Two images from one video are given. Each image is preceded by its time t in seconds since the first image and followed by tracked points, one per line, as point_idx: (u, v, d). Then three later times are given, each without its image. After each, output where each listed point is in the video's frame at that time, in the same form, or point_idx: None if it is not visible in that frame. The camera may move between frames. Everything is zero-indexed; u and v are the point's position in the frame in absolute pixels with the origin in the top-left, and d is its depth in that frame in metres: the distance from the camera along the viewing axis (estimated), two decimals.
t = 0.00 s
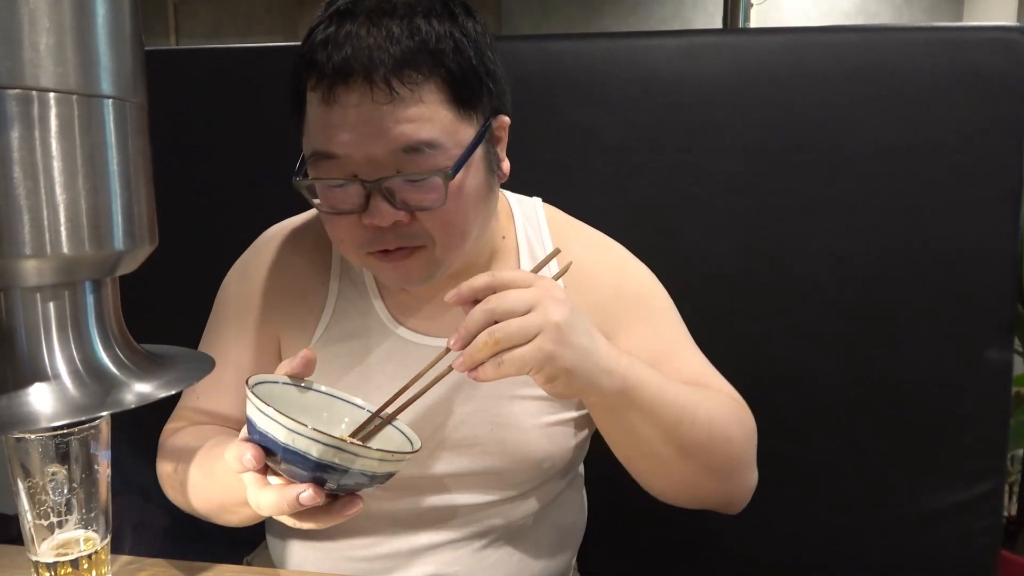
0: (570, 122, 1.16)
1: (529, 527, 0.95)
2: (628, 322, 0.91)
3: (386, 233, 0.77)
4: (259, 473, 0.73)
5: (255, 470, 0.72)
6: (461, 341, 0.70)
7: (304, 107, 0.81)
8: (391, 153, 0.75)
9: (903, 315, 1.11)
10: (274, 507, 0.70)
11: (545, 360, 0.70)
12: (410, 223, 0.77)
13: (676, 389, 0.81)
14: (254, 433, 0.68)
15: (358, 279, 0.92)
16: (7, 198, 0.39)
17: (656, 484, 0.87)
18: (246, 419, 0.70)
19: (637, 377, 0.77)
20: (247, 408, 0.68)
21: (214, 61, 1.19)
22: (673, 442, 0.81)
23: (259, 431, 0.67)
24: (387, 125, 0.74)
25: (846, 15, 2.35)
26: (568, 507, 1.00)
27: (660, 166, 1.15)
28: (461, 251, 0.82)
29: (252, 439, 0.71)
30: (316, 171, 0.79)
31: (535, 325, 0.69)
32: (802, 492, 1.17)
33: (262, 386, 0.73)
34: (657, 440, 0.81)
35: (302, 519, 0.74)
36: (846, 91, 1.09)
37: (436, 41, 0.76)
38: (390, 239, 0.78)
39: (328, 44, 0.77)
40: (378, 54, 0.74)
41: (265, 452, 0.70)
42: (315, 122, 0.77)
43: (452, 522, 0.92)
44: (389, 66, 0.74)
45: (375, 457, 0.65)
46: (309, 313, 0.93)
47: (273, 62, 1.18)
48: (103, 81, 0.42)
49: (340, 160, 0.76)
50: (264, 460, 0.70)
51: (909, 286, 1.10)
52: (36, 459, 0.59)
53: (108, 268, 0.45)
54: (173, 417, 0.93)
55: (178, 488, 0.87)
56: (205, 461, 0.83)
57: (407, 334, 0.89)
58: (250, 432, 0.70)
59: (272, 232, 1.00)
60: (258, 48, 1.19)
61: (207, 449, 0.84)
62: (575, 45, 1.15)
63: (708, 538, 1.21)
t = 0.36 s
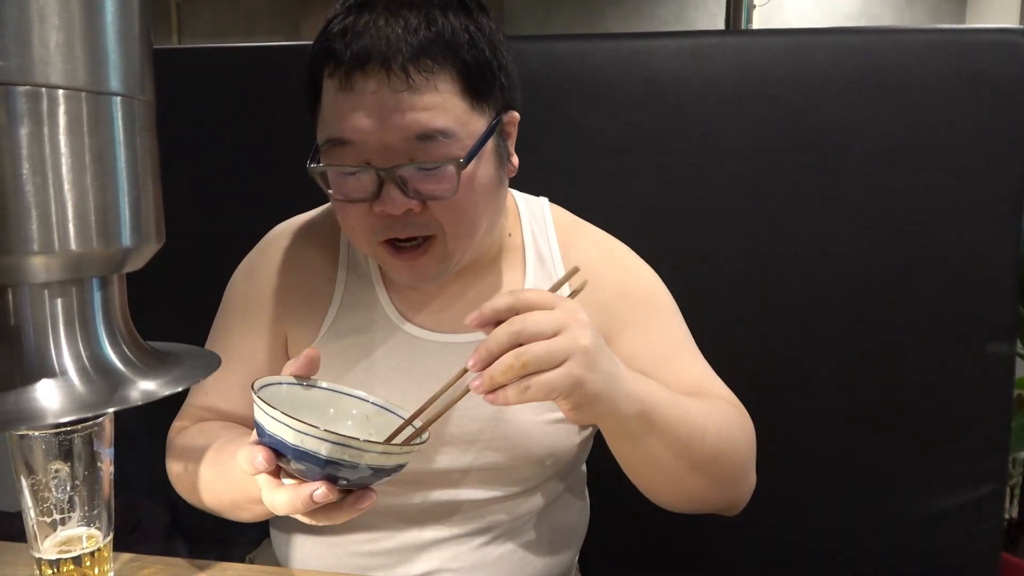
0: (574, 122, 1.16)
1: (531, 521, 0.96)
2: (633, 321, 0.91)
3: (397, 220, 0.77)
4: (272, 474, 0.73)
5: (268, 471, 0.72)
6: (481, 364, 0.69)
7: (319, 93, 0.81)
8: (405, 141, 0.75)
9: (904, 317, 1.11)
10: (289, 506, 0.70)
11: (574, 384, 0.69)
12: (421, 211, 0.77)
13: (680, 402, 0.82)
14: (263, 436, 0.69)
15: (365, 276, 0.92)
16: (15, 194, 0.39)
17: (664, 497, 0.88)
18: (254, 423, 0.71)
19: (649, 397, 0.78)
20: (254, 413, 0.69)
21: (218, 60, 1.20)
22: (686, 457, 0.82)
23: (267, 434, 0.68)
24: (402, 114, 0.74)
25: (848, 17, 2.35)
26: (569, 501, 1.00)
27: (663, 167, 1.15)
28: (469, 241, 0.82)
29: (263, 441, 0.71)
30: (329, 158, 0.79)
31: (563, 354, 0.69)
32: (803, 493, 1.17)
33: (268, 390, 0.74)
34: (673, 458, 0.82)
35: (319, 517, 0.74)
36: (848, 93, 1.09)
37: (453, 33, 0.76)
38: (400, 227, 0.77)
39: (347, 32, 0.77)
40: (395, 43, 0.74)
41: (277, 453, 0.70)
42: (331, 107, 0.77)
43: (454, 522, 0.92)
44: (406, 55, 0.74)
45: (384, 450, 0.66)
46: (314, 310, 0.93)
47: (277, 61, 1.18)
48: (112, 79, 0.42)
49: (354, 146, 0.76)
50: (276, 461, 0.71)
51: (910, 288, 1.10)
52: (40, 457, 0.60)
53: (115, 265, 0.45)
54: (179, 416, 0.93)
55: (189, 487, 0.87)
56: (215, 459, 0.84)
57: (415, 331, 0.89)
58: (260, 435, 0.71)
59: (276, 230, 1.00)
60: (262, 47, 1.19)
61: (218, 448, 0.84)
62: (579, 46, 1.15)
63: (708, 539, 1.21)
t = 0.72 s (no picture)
0: (577, 123, 1.16)
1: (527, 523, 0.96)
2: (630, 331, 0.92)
3: (422, 164, 0.78)
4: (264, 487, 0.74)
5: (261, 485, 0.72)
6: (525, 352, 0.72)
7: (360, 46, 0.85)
8: (445, 84, 0.79)
9: (905, 320, 1.11)
10: (283, 519, 0.70)
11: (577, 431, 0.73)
12: (447, 158, 0.78)
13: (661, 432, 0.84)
14: (258, 451, 0.69)
15: (365, 276, 0.92)
16: (22, 190, 0.39)
17: (613, 507, 0.89)
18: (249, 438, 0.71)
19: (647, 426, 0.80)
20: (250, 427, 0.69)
21: (222, 59, 1.20)
22: (642, 482, 0.83)
23: (263, 449, 0.68)
24: (448, 56, 0.78)
25: (851, 19, 2.35)
26: (564, 506, 1.00)
27: (665, 168, 1.15)
28: (484, 209, 0.83)
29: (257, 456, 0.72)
30: (362, 100, 0.81)
31: (583, 417, 0.71)
32: (802, 494, 1.17)
33: (262, 404, 0.74)
34: (630, 478, 0.83)
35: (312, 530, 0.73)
36: (851, 95, 1.09)
37: (498, 8, 0.84)
38: (424, 172, 0.78)
39: None
40: None
41: (272, 469, 0.70)
42: (374, 49, 0.80)
43: (454, 519, 0.93)
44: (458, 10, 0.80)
45: (379, 467, 0.66)
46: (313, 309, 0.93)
47: (280, 61, 1.18)
48: (119, 76, 0.42)
49: (394, 86, 0.79)
50: (271, 476, 0.71)
51: (911, 290, 1.10)
52: (42, 453, 0.60)
53: (121, 261, 0.45)
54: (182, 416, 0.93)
55: (194, 487, 0.87)
56: (218, 460, 0.83)
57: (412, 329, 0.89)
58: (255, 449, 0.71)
59: (276, 229, 0.99)
60: (265, 46, 1.19)
61: (224, 449, 0.84)
62: (583, 46, 1.15)
63: (708, 540, 1.21)
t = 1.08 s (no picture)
0: (577, 123, 1.16)
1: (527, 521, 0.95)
2: (635, 333, 0.92)
3: (431, 145, 0.78)
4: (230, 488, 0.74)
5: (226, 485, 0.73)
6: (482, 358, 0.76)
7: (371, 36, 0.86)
8: (455, 67, 0.79)
9: (906, 320, 1.11)
10: (247, 521, 0.70)
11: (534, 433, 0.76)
12: (455, 139, 0.78)
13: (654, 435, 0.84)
14: (222, 454, 0.69)
15: (367, 274, 0.92)
16: (23, 192, 0.39)
17: (611, 518, 0.89)
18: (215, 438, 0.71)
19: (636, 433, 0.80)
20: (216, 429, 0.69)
21: (223, 59, 1.20)
22: (636, 485, 0.83)
23: (225, 452, 0.68)
24: (458, 40, 0.79)
25: (852, 19, 2.35)
26: (564, 506, 0.99)
27: (666, 168, 1.15)
28: (491, 196, 0.82)
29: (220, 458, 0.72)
30: (372, 83, 0.81)
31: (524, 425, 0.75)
32: (803, 495, 1.17)
33: (230, 407, 0.74)
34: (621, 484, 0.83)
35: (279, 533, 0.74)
36: (852, 96, 1.09)
37: None
38: (432, 152, 0.78)
39: None
40: None
41: (232, 470, 0.71)
42: (386, 33, 0.81)
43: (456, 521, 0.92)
44: None
45: (337, 472, 0.65)
46: (315, 309, 0.93)
47: (280, 61, 1.18)
48: (120, 76, 0.42)
49: (404, 69, 0.80)
50: (234, 477, 0.71)
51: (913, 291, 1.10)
52: (43, 455, 0.60)
53: (123, 262, 0.45)
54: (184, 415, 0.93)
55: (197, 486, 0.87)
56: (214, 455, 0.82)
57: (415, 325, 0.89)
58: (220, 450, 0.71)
59: (280, 228, 0.99)
60: (267, 47, 1.19)
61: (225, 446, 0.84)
62: (584, 46, 1.15)
63: (709, 540, 1.21)
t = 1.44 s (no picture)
0: (578, 125, 1.16)
1: (528, 531, 0.96)
2: (643, 348, 0.93)
3: (421, 178, 0.78)
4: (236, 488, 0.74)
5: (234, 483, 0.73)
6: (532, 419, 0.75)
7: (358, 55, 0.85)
8: (443, 94, 0.78)
9: (906, 322, 1.11)
10: (258, 517, 0.71)
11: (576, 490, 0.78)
12: (446, 171, 0.78)
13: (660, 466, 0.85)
14: (234, 450, 0.69)
15: (371, 284, 0.92)
16: (26, 195, 0.39)
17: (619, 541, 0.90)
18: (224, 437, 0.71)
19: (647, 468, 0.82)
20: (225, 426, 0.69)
21: (224, 61, 1.20)
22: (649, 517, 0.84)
23: (239, 447, 0.68)
24: (443, 66, 0.77)
25: (852, 20, 2.35)
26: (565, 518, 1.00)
27: (666, 170, 1.15)
28: (484, 219, 0.83)
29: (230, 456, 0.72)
30: (359, 112, 0.80)
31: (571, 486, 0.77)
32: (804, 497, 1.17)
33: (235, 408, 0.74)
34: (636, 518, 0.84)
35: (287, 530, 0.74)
36: (852, 97, 1.09)
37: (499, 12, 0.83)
38: (423, 186, 0.78)
39: None
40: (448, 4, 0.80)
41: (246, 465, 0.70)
42: (371, 59, 0.80)
43: (457, 522, 0.93)
44: (457, 16, 0.80)
45: (354, 460, 0.66)
46: (316, 316, 0.92)
47: (281, 63, 1.19)
48: (122, 80, 0.42)
49: (390, 97, 0.79)
50: (246, 474, 0.71)
51: (913, 292, 1.10)
52: (45, 456, 0.60)
53: (124, 265, 0.45)
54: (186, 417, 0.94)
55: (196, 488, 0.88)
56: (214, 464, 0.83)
57: (417, 334, 0.89)
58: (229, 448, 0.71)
59: (281, 232, 0.99)
60: (268, 48, 1.19)
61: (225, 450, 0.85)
62: (584, 48, 1.15)
63: (709, 541, 1.21)
